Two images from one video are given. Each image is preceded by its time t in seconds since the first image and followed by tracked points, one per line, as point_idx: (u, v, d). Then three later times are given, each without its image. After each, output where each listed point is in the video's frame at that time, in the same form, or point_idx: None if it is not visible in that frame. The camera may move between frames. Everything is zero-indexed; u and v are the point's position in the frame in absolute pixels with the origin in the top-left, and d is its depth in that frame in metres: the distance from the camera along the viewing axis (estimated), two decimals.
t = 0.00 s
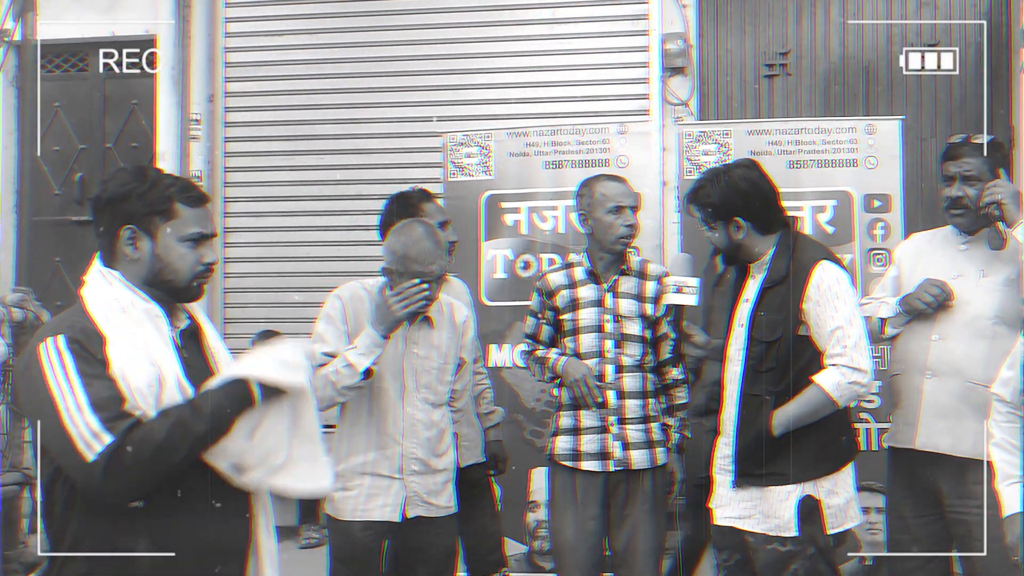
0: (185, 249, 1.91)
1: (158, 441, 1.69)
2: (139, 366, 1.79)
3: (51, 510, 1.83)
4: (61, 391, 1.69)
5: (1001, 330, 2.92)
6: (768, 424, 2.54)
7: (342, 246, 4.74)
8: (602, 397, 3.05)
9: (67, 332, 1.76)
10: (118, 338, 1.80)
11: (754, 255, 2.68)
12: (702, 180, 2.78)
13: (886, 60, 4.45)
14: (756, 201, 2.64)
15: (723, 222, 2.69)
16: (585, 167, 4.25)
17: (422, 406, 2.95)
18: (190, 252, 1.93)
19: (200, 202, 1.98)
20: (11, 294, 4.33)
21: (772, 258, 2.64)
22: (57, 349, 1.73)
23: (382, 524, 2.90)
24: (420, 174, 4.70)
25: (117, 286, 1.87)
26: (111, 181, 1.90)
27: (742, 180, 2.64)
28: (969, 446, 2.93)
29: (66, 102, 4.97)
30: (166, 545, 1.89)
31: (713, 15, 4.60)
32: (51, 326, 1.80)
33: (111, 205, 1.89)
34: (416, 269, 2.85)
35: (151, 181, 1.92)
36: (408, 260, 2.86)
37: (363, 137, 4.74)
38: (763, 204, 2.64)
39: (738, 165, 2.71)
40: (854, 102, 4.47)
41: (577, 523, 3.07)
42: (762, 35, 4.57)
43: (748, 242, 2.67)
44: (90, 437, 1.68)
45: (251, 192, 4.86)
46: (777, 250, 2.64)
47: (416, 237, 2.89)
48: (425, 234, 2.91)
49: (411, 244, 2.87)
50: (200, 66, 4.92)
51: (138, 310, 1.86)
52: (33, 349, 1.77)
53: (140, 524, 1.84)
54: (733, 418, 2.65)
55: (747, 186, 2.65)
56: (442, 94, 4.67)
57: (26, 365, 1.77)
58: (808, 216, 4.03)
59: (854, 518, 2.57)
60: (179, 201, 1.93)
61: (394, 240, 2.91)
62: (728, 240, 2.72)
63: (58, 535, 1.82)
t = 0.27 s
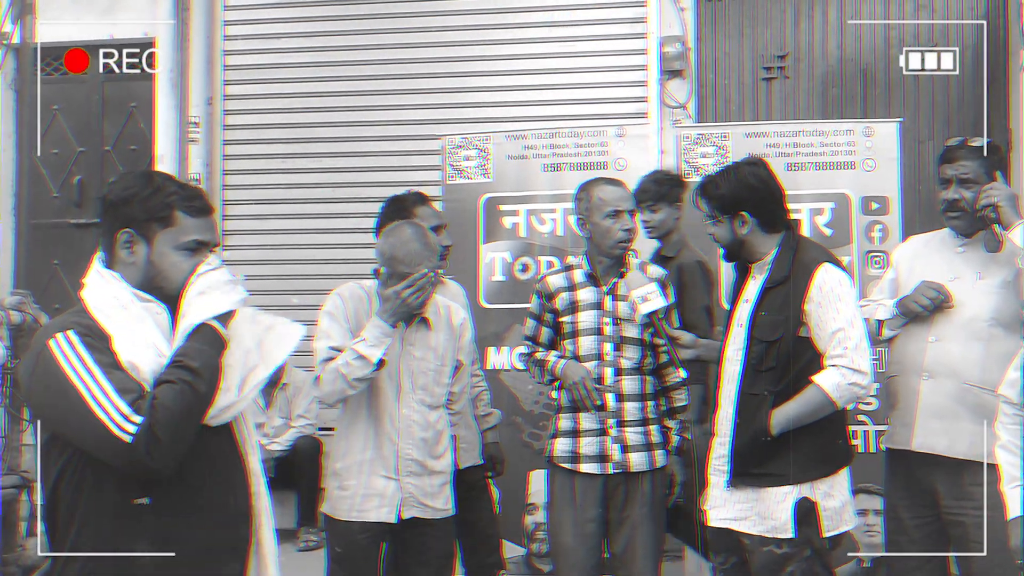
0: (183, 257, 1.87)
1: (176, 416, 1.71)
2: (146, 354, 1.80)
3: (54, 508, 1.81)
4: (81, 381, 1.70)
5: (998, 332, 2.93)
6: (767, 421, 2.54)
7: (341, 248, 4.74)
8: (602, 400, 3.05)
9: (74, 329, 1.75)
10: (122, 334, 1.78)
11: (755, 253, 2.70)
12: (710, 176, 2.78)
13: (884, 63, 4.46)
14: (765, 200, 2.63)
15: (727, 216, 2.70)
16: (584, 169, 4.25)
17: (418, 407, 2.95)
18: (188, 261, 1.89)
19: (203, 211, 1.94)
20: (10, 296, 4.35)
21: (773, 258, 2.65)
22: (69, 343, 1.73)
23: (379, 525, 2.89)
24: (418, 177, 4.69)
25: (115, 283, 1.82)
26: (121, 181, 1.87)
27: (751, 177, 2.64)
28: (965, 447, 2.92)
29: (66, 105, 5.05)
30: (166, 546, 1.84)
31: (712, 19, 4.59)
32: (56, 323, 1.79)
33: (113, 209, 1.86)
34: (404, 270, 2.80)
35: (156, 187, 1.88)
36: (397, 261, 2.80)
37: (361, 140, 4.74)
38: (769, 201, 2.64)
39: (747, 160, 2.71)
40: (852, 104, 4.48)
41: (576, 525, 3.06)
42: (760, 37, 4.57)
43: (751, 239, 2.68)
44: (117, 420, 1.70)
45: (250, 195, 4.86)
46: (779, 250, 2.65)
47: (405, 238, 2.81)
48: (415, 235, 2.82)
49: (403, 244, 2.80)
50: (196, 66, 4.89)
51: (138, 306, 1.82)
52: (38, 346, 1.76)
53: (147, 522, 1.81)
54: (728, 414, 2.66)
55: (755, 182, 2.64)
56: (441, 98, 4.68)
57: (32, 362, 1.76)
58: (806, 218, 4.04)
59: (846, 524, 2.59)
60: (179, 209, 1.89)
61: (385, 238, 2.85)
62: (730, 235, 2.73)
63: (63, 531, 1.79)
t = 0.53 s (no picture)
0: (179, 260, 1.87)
1: (169, 415, 1.73)
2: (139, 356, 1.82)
3: (51, 508, 1.80)
4: (78, 381, 1.71)
5: (994, 329, 2.93)
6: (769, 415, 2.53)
7: (338, 249, 4.73)
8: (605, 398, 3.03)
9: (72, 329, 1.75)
10: (117, 334, 1.79)
11: (755, 246, 2.69)
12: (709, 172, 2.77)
13: (880, 60, 4.45)
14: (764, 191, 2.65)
15: (735, 205, 2.67)
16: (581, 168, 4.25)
17: (414, 407, 2.95)
18: (184, 264, 1.89)
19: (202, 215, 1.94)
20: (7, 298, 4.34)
21: (770, 252, 2.65)
22: (63, 343, 1.73)
23: (375, 526, 2.89)
24: (415, 176, 4.69)
25: (112, 284, 1.82)
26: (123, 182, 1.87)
27: (757, 169, 2.66)
28: (962, 444, 2.92)
29: (62, 107, 5.03)
30: (166, 545, 1.83)
31: (708, 17, 4.59)
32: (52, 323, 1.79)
33: (110, 211, 1.86)
34: (404, 269, 2.81)
35: (154, 190, 1.87)
36: (395, 260, 2.81)
37: (358, 140, 4.74)
38: (773, 194, 2.67)
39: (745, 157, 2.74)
40: (849, 102, 4.47)
41: (578, 523, 3.06)
42: (757, 35, 4.55)
43: (755, 230, 2.67)
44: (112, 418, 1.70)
45: (247, 195, 4.85)
46: (777, 244, 2.65)
47: (402, 237, 2.82)
48: (410, 234, 2.83)
49: (400, 245, 2.80)
50: (193, 68, 4.89)
51: (135, 307, 1.82)
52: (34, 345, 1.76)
53: (141, 521, 1.81)
54: (729, 408, 2.66)
55: (757, 174, 2.66)
56: (438, 97, 4.67)
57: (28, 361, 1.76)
58: (803, 216, 4.03)
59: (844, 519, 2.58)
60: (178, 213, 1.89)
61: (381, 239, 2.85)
62: (737, 225, 2.68)
63: (57, 531, 1.78)
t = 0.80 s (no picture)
0: (172, 262, 1.85)
1: (144, 429, 1.70)
2: (126, 362, 1.77)
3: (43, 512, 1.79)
4: (54, 389, 1.70)
5: (987, 326, 2.93)
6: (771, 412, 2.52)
7: (332, 252, 4.73)
8: (599, 399, 3.03)
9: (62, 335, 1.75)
10: (104, 340, 1.76)
11: (755, 238, 2.70)
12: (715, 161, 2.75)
13: (873, 59, 4.45)
14: (770, 180, 2.66)
15: (753, 192, 2.65)
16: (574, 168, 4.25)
17: (408, 409, 2.95)
18: (177, 266, 1.86)
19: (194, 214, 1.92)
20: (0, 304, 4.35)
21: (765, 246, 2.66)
22: (49, 350, 1.73)
23: (370, 529, 2.89)
24: (409, 178, 4.69)
25: (109, 290, 1.81)
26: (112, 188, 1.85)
27: (774, 159, 2.67)
28: (957, 442, 2.92)
29: (55, 111, 5.03)
30: (166, 545, 1.83)
31: (701, 17, 4.58)
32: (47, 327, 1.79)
33: (104, 213, 1.85)
34: (400, 270, 2.80)
35: (147, 193, 1.86)
36: (390, 262, 2.80)
37: (351, 143, 4.73)
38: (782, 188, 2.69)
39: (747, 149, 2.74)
40: (842, 101, 4.47)
41: (577, 524, 3.06)
42: (750, 35, 4.55)
43: (765, 221, 2.68)
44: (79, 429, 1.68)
45: (241, 199, 4.85)
46: (775, 235, 2.65)
47: (396, 237, 2.82)
48: (404, 235, 2.84)
49: (396, 245, 2.80)
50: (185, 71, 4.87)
51: (126, 314, 1.79)
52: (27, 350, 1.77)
53: (129, 526, 1.79)
54: (731, 405, 2.63)
55: (766, 164, 2.66)
56: (431, 99, 4.67)
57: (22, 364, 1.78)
58: (797, 215, 4.03)
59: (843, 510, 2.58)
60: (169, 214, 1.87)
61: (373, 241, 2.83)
62: (749, 211, 2.66)
63: (48, 534, 1.78)
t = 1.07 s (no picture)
0: (174, 259, 1.86)
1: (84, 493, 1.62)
2: (127, 379, 1.63)
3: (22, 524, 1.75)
4: (30, 405, 1.62)
5: (981, 323, 2.92)
6: (757, 413, 2.56)
7: (326, 254, 4.72)
8: (590, 401, 3.04)
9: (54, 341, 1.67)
10: (107, 351, 1.66)
11: (754, 238, 2.68)
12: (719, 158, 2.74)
13: (866, 57, 4.45)
14: (774, 180, 2.66)
15: (761, 191, 2.64)
16: (568, 168, 4.25)
17: (400, 409, 2.95)
18: (179, 262, 1.87)
19: (188, 213, 1.93)
20: None
21: (765, 246, 2.65)
22: (39, 364, 1.64)
23: (364, 531, 2.89)
24: (403, 180, 4.68)
25: (111, 299, 1.75)
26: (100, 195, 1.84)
27: (779, 158, 2.67)
28: (951, 439, 2.92)
29: (49, 115, 5.03)
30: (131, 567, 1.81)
31: (694, 16, 4.57)
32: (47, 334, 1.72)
33: (99, 218, 1.83)
34: (388, 266, 2.84)
35: (139, 195, 1.85)
36: (379, 259, 2.84)
37: (345, 145, 4.73)
38: (784, 185, 2.69)
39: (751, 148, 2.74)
40: (836, 99, 4.47)
41: (568, 527, 3.05)
42: (743, 33, 4.55)
43: (769, 219, 2.67)
44: (34, 456, 1.59)
45: (234, 201, 4.83)
46: (774, 235, 2.64)
47: (384, 235, 2.86)
48: (394, 233, 2.87)
49: (383, 243, 2.85)
50: (179, 75, 4.86)
51: (131, 326, 1.71)
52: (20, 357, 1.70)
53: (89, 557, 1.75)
54: (719, 407, 2.64)
55: (773, 163, 2.66)
56: (425, 100, 4.66)
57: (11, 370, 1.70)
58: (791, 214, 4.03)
59: (837, 516, 2.60)
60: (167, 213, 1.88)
61: (363, 238, 2.89)
62: (755, 210, 2.65)
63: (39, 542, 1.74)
